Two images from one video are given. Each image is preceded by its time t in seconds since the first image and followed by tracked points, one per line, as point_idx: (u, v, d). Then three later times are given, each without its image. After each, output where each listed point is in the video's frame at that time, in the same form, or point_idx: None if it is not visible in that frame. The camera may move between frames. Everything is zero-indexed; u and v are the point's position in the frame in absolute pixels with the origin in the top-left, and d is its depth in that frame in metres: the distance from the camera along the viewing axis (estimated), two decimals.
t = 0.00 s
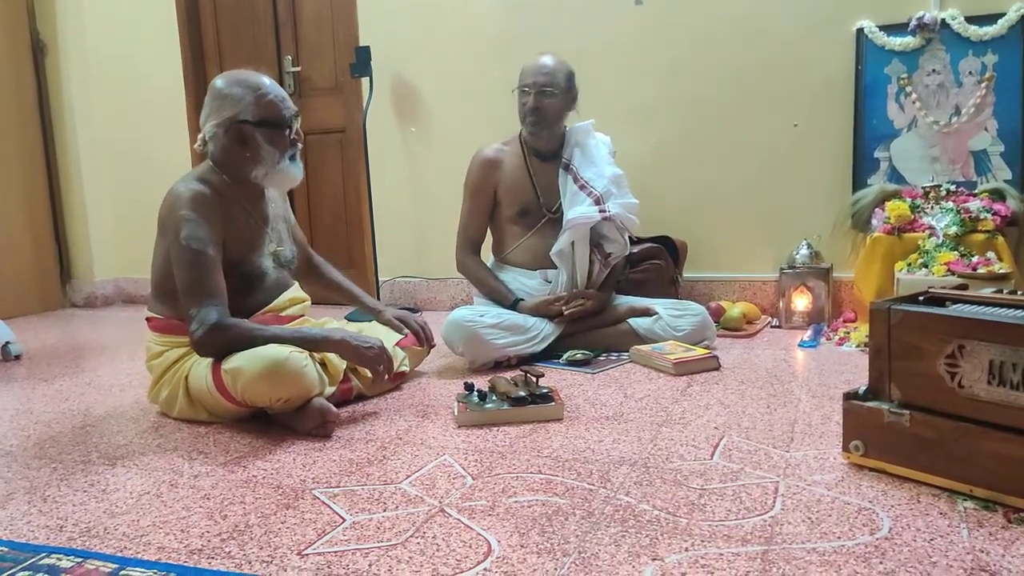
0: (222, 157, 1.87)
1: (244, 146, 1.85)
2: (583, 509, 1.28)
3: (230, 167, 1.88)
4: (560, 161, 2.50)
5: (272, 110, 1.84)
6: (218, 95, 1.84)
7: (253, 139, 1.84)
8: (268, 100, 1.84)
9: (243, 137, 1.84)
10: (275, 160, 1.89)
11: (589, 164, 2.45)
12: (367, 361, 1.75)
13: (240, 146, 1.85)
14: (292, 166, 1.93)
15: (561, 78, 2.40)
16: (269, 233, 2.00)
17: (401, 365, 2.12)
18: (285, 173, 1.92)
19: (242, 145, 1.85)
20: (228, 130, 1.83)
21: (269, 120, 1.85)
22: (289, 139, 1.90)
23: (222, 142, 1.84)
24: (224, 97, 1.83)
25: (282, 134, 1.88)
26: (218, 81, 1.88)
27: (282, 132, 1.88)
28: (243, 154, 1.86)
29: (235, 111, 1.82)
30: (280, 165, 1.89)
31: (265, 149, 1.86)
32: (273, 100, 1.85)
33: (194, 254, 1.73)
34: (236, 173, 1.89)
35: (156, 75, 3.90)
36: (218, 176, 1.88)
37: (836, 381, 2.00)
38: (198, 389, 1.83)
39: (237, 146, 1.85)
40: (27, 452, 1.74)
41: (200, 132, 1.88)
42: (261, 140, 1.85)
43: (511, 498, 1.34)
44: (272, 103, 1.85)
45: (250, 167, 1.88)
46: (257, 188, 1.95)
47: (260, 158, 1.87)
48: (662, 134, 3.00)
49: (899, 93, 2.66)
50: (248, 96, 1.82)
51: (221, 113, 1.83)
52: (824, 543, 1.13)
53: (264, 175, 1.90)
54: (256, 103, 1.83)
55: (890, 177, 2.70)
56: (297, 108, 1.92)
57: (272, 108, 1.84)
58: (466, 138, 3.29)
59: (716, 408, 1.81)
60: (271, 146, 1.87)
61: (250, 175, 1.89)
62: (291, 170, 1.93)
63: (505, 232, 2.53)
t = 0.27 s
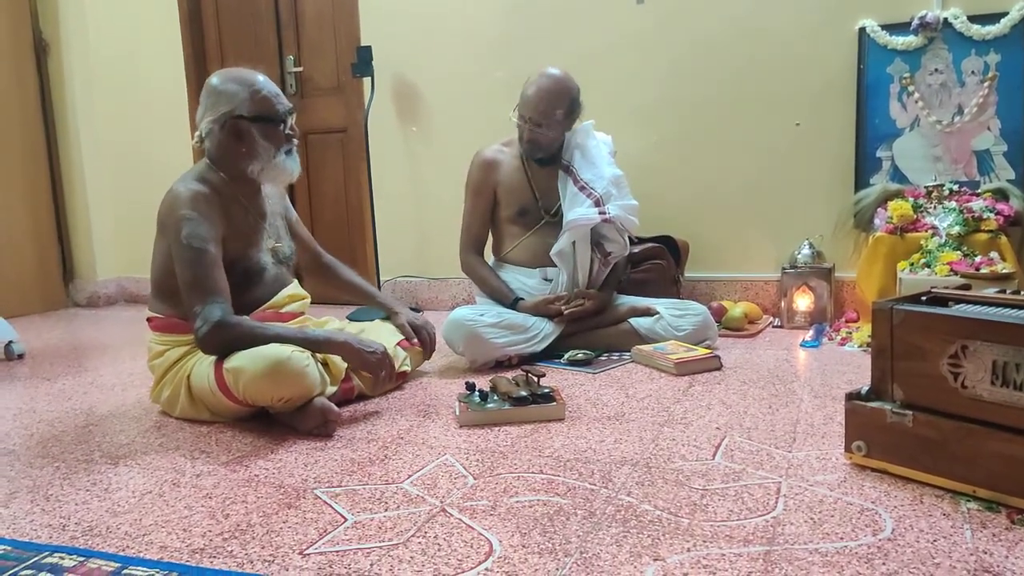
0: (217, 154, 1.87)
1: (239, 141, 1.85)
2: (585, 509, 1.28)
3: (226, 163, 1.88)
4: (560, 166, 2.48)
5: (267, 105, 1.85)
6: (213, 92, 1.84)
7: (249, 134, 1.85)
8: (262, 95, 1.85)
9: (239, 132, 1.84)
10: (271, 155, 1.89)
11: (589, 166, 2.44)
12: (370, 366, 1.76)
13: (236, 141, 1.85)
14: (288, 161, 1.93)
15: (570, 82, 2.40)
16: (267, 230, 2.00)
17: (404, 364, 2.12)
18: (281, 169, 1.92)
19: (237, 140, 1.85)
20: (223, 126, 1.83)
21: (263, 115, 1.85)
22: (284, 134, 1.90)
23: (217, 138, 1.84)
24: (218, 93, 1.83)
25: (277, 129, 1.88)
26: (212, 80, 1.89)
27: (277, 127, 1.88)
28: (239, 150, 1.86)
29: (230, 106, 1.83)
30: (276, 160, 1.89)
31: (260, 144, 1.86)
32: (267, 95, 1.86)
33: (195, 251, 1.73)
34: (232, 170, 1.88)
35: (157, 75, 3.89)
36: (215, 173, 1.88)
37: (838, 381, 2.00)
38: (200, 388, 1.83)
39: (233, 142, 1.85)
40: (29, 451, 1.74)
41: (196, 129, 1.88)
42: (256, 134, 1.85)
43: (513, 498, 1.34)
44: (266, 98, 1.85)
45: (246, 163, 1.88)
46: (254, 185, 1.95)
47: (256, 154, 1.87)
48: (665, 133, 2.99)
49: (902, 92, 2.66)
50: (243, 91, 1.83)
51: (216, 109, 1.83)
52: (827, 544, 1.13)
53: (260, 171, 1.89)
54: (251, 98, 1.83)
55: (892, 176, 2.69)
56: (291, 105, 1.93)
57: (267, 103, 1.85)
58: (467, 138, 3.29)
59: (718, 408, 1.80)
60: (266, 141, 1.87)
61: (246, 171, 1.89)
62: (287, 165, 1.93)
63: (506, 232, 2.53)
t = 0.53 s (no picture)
0: (208, 151, 1.87)
1: (229, 138, 1.85)
2: (585, 509, 1.28)
3: (217, 160, 1.88)
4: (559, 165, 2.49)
5: (257, 102, 1.85)
6: (204, 88, 1.85)
7: (239, 130, 1.85)
8: (253, 92, 1.85)
9: (229, 128, 1.84)
10: (262, 152, 1.89)
11: (588, 165, 2.44)
12: (367, 373, 1.77)
13: (226, 138, 1.85)
14: (278, 158, 1.93)
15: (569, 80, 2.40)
16: (261, 228, 2.00)
17: (404, 364, 2.12)
18: (271, 166, 1.92)
19: (228, 137, 1.85)
20: (213, 122, 1.83)
21: (254, 112, 1.86)
22: (275, 131, 1.91)
23: (208, 134, 1.84)
24: (209, 89, 1.84)
25: (268, 126, 1.88)
26: (204, 78, 1.90)
27: (268, 123, 1.88)
28: (230, 146, 1.86)
29: (220, 102, 1.83)
30: (266, 156, 1.89)
31: (251, 141, 1.87)
32: (258, 92, 1.86)
33: (190, 250, 1.74)
34: (223, 166, 1.89)
35: (157, 74, 3.89)
36: (207, 172, 1.89)
37: (838, 381, 2.00)
38: (199, 388, 1.83)
39: (223, 138, 1.85)
40: (29, 451, 1.74)
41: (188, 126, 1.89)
42: (247, 130, 1.86)
43: (513, 497, 1.34)
44: (257, 94, 1.86)
45: (237, 159, 1.88)
46: (245, 183, 1.95)
47: (246, 150, 1.87)
48: (665, 133, 2.99)
49: (902, 92, 2.66)
50: (234, 88, 1.84)
51: (207, 105, 1.83)
52: (827, 543, 1.13)
53: (251, 168, 1.89)
54: (241, 94, 1.84)
55: (892, 176, 2.69)
56: (283, 103, 1.94)
57: (258, 99, 1.86)
58: (467, 138, 3.29)
59: (718, 408, 1.81)
60: (257, 138, 1.87)
61: (237, 168, 1.89)
62: (278, 162, 1.93)
63: (506, 231, 2.53)
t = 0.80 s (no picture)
0: (203, 149, 1.88)
1: (224, 134, 1.87)
2: (586, 507, 1.28)
3: (213, 157, 1.89)
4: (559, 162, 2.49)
5: (250, 97, 1.88)
6: (197, 87, 1.87)
7: (233, 126, 1.87)
8: (245, 88, 1.88)
9: (223, 124, 1.86)
10: (256, 147, 1.90)
11: (588, 163, 2.42)
12: (362, 377, 1.77)
13: (220, 134, 1.87)
14: (273, 154, 1.94)
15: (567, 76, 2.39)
16: (258, 225, 2.00)
17: (405, 362, 2.12)
18: (267, 161, 1.93)
19: (222, 133, 1.87)
20: (207, 119, 1.85)
21: (247, 107, 1.88)
22: (269, 127, 1.93)
23: (202, 132, 1.86)
24: (201, 87, 1.86)
25: (262, 121, 1.91)
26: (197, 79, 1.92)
27: (262, 118, 1.91)
28: (225, 143, 1.88)
29: (213, 99, 1.85)
30: (261, 152, 1.91)
31: (245, 136, 1.88)
32: (251, 88, 1.89)
33: (189, 248, 1.75)
34: (219, 164, 1.90)
35: (158, 74, 3.89)
36: (204, 171, 1.90)
37: (840, 379, 2.00)
38: (199, 387, 1.83)
39: (218, 135, 1.87)
40: (31, 450, 1.75)
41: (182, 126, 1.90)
42: (241, 126, 1.87)
43: (514, 496, 1.34)
44: (250, 90, 1.88)
45: (232, 155, 1.89)
46: (242, 180, 1.96)
47: (241, 145, 1.88)
48: (666, 132, 2.99)
49: (904, 90, 2.65)
50: (226, 84, 1.86)
51: (200, 103, 1.86)
52: (828, 542, 1.13)
53: (247, 163, 1.90)
54: (234, 90, 1.86)
55: (894, 174, 2.69)
56: (275, 100, 1.96)
57: (250, 95, 1.88)
58: (468, 137, 3.29)
59: (719, 406, 1.80)
60: (251, 133, 1.89)
61: (233, 164, 1.90)
62: (273, 158, 1.94)
63: (506, 230, 2.53)
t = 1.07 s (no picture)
0: (199, 145, 1.89)
1: (219, 130, 1.87)
2: (587, 504, 1.28)
3: (209, 153, 1.89)
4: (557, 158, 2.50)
5: (243, 93, 1.88)
6: (190, 83, 1.87)
7: (228, 122, 1.87)
8: (239, 84, 1.88)
9: (218, 120, 1.86)
10: (251, 142, 1.90)
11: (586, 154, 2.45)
12: (361, 376, 1.77)
13: (215, 131, 1.87)
14: (268, 149, 1.94)
15: (562, 73, 2.38)
16: (254, 222, 2.00)
17: (405, 360, 2.12)
18: (262, 157, 1.93)
19: (217, 129, 1.87)
20: (202, 115, 1.85)
21: (241, 103, 1.88)
22: (263, 122, 1.93)
23: (197, 128, 1.86)
24: (195, 83, 1.86)
25: (256, 117, 1.91)
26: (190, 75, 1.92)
27: (256, 114, 1.90)
28: (220, 139, 1.88)
29: (207, 95, 1.85)
30: (256, 147, 1.91)
31: (240, 131, 1.88)
32: (244, 83, 1.89)
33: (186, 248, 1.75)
34: (215, 160, 1.90)
35: (158, 71, 3.89)
36: (201, 168, 1.90)
37: (840, 375, 2.00)
38: (200, 386, 1.83)
39: (213, 131, 1.87)
40: (32, 449, 1.75)
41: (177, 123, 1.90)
42: (235, 121, 1.87)
43: (515, 493, 1.34)
44: (243, 85, 1.88)
45: (227, 151, 1.89)
46: (238, 176, 1.96)
47: (236, 141, 1.88)
48: (665, 129, 2.99)
49: (904, 86, 2.65)
50: (220, 80, 1.86)
51: (194, 99, 1.85)
52: (828, 538, 1.13)
53: (242, 159, 1.91)
54: (228, 86, 1.86)
55: (894, 170, 2.69)
56: (269, 95, 1.96)
57: (244, 90, 1.88)
58: (468, 135, 3.29)
59: (720, 403, 1.80)
60: (245, 129, 1.89)
61: (228, 160, 1.90)
62: (269, 153, 1.95)
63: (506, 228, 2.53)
